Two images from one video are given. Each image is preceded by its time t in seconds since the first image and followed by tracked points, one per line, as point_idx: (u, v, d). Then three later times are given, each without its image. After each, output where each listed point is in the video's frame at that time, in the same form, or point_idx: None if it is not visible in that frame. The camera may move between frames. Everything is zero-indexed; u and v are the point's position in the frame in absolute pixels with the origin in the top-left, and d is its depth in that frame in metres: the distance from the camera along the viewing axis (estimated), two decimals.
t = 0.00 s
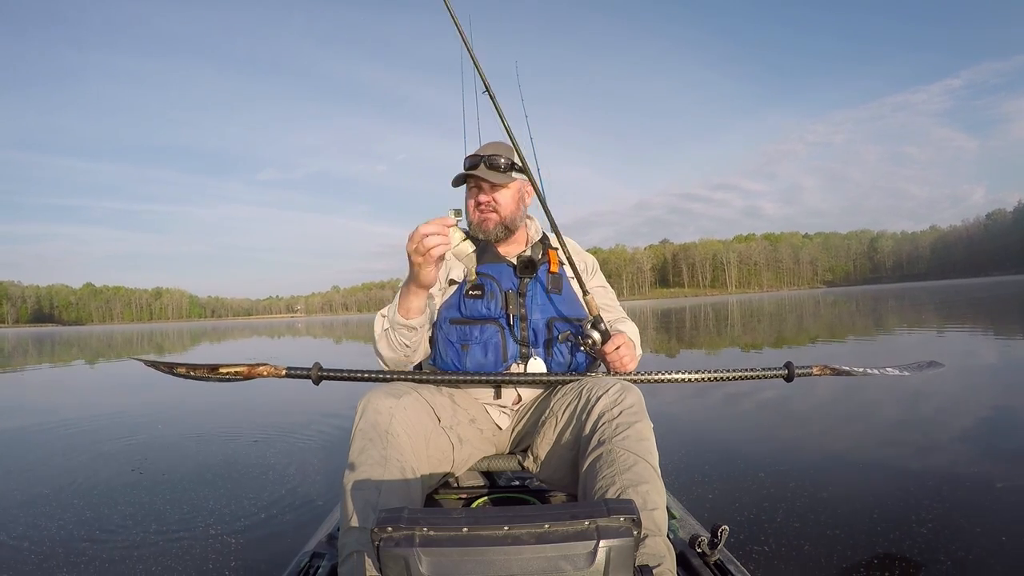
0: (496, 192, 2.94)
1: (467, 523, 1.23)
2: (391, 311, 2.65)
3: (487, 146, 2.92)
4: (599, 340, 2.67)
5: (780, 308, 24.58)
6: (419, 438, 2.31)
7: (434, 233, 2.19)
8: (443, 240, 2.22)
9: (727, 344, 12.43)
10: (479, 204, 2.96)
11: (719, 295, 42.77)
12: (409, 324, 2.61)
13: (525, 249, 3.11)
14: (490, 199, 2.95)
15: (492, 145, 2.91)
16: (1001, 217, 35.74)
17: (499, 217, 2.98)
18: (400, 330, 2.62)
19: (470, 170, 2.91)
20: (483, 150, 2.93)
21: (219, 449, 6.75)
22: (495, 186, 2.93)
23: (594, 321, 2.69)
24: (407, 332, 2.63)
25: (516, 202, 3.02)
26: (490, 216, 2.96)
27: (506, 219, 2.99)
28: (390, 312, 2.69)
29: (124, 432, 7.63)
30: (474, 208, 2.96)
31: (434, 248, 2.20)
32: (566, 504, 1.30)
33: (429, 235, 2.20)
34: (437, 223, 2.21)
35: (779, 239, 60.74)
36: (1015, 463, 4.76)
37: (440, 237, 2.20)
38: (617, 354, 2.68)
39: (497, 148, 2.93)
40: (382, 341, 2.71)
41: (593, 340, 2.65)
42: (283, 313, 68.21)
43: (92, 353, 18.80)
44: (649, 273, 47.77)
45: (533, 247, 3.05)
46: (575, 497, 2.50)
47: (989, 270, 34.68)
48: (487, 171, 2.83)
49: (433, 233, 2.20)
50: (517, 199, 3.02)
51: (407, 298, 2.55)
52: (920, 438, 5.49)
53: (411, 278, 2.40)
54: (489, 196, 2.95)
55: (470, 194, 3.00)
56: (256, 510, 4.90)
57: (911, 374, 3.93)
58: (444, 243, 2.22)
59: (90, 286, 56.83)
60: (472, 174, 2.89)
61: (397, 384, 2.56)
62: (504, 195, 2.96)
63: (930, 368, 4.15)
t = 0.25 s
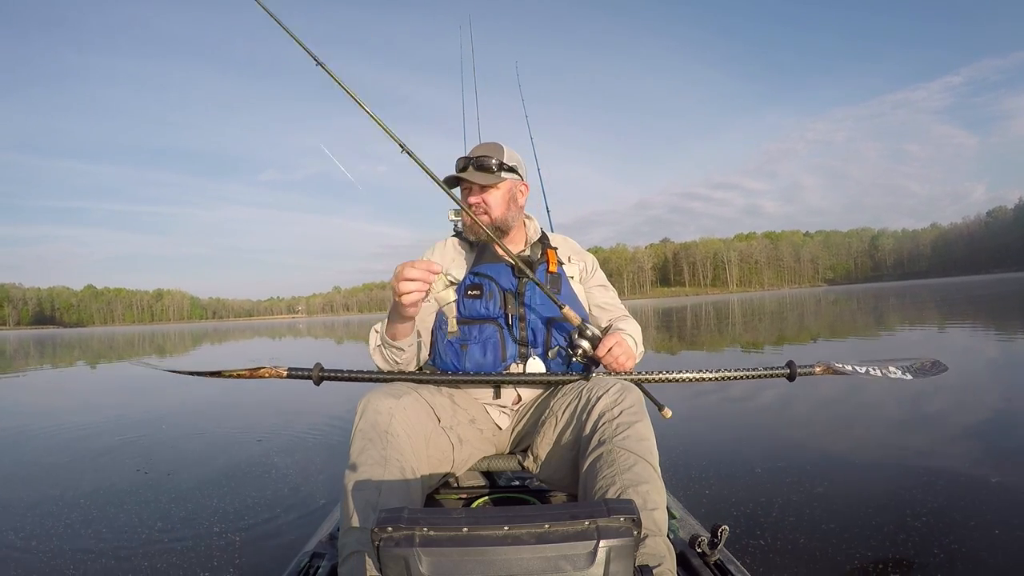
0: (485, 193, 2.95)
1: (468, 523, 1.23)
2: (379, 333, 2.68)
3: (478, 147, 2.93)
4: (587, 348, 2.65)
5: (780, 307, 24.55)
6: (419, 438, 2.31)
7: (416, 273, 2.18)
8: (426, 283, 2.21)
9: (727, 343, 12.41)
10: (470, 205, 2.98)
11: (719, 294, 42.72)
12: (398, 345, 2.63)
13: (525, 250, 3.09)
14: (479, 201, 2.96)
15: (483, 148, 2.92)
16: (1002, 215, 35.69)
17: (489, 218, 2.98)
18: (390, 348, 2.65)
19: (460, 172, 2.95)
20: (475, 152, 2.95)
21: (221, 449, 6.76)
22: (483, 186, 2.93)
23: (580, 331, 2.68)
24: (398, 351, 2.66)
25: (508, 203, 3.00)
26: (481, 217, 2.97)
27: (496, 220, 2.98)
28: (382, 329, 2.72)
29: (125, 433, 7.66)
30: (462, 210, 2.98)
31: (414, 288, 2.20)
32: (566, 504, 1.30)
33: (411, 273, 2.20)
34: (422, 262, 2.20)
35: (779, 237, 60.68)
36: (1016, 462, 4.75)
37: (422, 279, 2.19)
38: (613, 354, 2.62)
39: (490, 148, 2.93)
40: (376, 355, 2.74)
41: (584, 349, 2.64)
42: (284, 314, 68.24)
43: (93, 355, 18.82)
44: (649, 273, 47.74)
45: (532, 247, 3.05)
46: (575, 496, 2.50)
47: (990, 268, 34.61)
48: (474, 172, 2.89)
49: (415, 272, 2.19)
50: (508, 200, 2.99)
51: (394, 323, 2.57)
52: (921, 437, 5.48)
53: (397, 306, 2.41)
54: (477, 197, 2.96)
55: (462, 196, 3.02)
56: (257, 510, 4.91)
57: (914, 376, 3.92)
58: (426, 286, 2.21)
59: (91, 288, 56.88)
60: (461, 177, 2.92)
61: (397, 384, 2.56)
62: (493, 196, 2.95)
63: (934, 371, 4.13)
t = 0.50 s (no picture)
0: (484, 193, 2.95)
1: (468, 523, 1.23)
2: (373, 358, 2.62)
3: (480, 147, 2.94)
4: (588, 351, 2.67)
5: (781, 308, 24.53)
6: (419, 438, 2.31)
7: (391, 344, 2.20)
8: (400, 357, 2.23)
9: (728, 344, 12.39)
10: (469, 205, 2.98)
11: (720, 295, 42.70)
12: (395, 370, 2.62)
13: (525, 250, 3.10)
14: (478, 201, 2.96)
15: (486, 146, 2.94)
16: (1004, 216, 35.66)
17: (488, 218, 2.98)
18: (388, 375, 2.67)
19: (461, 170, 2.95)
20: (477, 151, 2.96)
21: (222, 447, 6.77)
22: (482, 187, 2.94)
23: (580, 334, 2.69)
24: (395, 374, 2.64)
25: (508, 204, 3.00)
26: (479, 217, 2.97)
27: (495, 220, 2.98)
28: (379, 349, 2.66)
29: (126, 430, 7.68)
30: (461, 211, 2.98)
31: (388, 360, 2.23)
32: (566, 504, 1.30)
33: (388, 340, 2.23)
34: (401, 332, 2.20)
35: (780, 238, 60.63)
36: (1017, 463, 4.75)
37: (396, 353, 2.21)
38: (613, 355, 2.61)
39: (494, 149, 2.94)
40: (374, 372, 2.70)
41: (583, 351, 2.68)
42: (285, 314, 68.29)
43: (94, 353, 18.85)
44: (650, 273, 47.74)
45: (533, 247, 3.05)
46: (575, 496, 2.50)
47: (991, 270, 34.56)
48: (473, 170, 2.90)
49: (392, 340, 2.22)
50: (508, 200, 2.99)
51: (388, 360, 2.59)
52: (922, 439, 5.48)
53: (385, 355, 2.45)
54: (476, 197, 2.96)
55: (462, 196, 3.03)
56: (258, 508, 4.91)
57: (914, 373, 3.89)
58: (400, 360, 2.23)
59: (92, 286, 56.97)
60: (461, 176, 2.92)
61: (397, 384, 2.56)
62: (493, 196, 2.95)
63: (933, 367, 4.11)
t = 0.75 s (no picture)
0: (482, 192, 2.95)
1: (467, 523, 1.23)
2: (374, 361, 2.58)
3: (482, 147, 2.95)
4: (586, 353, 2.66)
5: (782, 309, 24.49)
6: (419, 438, 2.31)
7: (396, 368, 2.17)
8: (404, 383, 2.18)
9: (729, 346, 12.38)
10: (466, 204, 2.98)
11: (721, 296, 42.66)
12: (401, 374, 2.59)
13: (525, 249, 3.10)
14: (475, 200, 2.96)
15: (488, 146, 2.95)
16: (1005, 219, 35.65)
17: (484, 218, 2.97)
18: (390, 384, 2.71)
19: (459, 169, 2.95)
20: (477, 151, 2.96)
21: (222, 447, 6.79)
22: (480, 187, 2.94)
23: (579, 335, 2.69)
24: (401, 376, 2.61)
25: (506, 205, 2.99)
26: (475, 217, 2.97)
27: (491, 220, 2.97)
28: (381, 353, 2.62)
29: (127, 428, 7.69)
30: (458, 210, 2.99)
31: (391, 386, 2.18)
32: (566, 504, 1.30)
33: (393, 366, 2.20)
34: (406, 358, 2.19)
35: (781, 239, 60.64)
36: (1017, 466, 4.74)
37: (400, 378, 2.17)
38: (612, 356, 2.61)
39: (494, 149, 2.94)
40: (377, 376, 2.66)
41: (582, 353, 2.67)
42: (286, 312, 68.30)
43: (94, 351, 18.84)
44: (651, 274, 47.72)
45: (532, 247, 3.04)
46: (575, 496, 2.50)
47: (992, 273, 34.52)
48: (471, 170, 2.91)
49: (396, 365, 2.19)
50: (505, 201, 2.98)
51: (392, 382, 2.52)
52: (922, 441, 5.47)
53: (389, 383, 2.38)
54: (473, 197, 2.96)
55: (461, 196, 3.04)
56: (257, 508, 4.91)
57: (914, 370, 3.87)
58: (404, 386, 2.18)
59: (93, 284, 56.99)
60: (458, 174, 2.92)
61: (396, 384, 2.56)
62: (490, 196, 2.95)
63: (932, 362, 4.09)
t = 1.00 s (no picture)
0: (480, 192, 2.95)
1: (468, 523, 1.23)
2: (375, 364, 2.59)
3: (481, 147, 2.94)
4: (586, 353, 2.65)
5: (782, 310, 24.51)
6: (419, 438, 2.31)
7: (385, 364, 2.19)
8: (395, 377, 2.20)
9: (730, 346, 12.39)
10: (463, 204, 2.99)
11: (721, 297, 42.67)
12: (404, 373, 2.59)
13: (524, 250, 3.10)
14: (471, 200, 2.96)
15: (485, 146, 2.94)
16: (1006, 220, 35.64)
17: (481, 218, 2.98)
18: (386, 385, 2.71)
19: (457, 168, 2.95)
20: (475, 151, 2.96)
21: (224, 445, 6.80)
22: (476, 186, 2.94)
23: (578, 334, 2.68)
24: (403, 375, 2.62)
25: (504, 205, 2.98)
26: (472, 216, 2.98)
27: (487, 220, 2.97)
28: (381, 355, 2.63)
29: (127, 427, 7.70)
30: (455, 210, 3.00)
31: (384, 383, 2.21)
32: (566, 504, 1.30)
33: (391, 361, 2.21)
34: (395, 353, 2.20)
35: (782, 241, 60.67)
36: (1017, 467, 4.74)
37: (390, 373, 2.19)
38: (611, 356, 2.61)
39: (492, 149, 2.94)
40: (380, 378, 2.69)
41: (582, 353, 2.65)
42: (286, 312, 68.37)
43: (95, 349, 18.88)
44: (652, 275, 47.74)
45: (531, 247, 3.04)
46: (575, 496, 2.50)
47: (993, 275, 34.51)
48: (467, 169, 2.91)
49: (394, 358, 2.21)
50: (503, 200, 2.97)
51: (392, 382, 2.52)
52: (922, 442, 5.47)
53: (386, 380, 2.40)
54: (470, 196, 2.96)
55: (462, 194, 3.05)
56: (258, 507, 4.91)
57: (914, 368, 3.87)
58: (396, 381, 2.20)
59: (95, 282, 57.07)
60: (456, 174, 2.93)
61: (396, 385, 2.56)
62: (488, 195, 2.95)
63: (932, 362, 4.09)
